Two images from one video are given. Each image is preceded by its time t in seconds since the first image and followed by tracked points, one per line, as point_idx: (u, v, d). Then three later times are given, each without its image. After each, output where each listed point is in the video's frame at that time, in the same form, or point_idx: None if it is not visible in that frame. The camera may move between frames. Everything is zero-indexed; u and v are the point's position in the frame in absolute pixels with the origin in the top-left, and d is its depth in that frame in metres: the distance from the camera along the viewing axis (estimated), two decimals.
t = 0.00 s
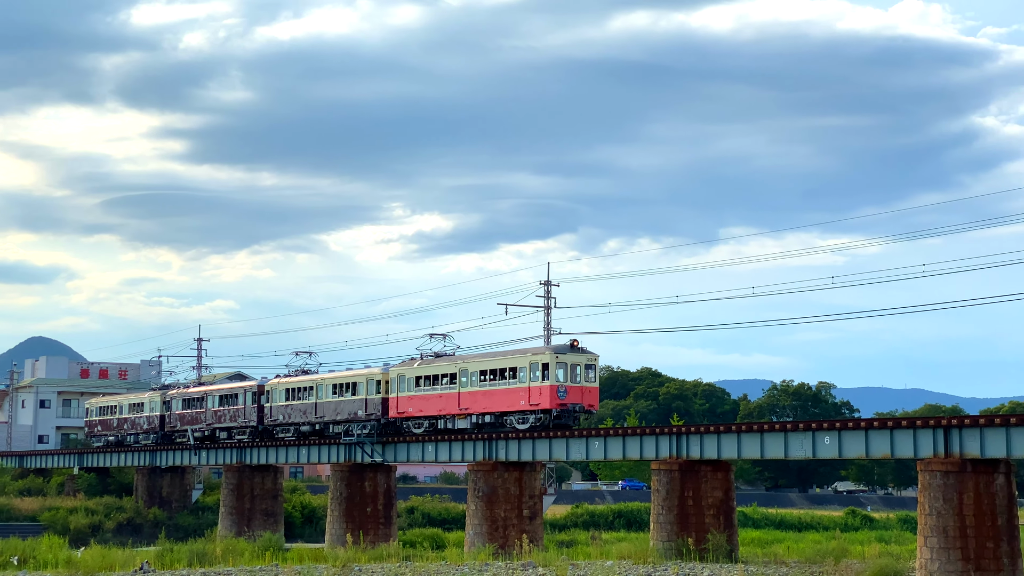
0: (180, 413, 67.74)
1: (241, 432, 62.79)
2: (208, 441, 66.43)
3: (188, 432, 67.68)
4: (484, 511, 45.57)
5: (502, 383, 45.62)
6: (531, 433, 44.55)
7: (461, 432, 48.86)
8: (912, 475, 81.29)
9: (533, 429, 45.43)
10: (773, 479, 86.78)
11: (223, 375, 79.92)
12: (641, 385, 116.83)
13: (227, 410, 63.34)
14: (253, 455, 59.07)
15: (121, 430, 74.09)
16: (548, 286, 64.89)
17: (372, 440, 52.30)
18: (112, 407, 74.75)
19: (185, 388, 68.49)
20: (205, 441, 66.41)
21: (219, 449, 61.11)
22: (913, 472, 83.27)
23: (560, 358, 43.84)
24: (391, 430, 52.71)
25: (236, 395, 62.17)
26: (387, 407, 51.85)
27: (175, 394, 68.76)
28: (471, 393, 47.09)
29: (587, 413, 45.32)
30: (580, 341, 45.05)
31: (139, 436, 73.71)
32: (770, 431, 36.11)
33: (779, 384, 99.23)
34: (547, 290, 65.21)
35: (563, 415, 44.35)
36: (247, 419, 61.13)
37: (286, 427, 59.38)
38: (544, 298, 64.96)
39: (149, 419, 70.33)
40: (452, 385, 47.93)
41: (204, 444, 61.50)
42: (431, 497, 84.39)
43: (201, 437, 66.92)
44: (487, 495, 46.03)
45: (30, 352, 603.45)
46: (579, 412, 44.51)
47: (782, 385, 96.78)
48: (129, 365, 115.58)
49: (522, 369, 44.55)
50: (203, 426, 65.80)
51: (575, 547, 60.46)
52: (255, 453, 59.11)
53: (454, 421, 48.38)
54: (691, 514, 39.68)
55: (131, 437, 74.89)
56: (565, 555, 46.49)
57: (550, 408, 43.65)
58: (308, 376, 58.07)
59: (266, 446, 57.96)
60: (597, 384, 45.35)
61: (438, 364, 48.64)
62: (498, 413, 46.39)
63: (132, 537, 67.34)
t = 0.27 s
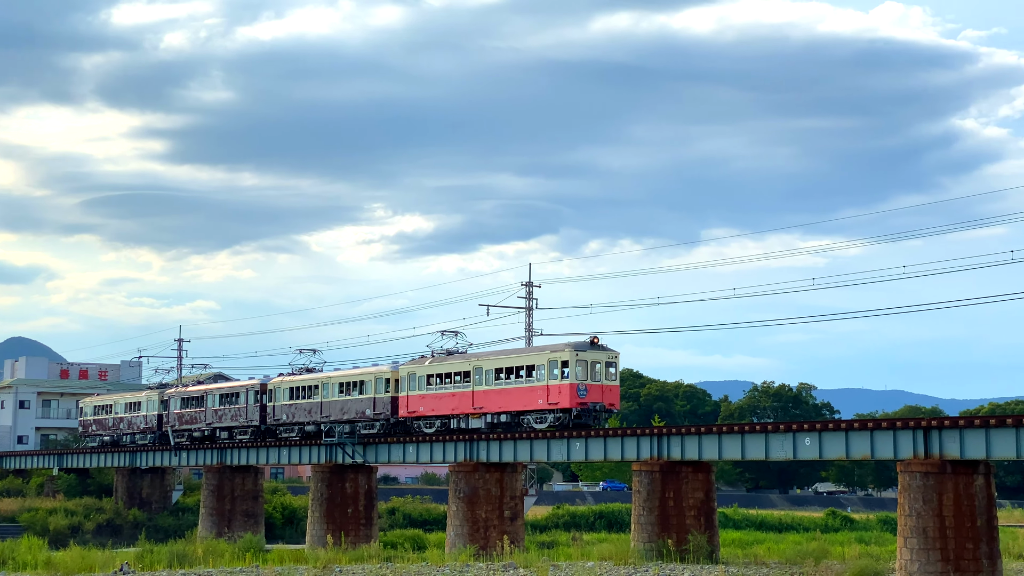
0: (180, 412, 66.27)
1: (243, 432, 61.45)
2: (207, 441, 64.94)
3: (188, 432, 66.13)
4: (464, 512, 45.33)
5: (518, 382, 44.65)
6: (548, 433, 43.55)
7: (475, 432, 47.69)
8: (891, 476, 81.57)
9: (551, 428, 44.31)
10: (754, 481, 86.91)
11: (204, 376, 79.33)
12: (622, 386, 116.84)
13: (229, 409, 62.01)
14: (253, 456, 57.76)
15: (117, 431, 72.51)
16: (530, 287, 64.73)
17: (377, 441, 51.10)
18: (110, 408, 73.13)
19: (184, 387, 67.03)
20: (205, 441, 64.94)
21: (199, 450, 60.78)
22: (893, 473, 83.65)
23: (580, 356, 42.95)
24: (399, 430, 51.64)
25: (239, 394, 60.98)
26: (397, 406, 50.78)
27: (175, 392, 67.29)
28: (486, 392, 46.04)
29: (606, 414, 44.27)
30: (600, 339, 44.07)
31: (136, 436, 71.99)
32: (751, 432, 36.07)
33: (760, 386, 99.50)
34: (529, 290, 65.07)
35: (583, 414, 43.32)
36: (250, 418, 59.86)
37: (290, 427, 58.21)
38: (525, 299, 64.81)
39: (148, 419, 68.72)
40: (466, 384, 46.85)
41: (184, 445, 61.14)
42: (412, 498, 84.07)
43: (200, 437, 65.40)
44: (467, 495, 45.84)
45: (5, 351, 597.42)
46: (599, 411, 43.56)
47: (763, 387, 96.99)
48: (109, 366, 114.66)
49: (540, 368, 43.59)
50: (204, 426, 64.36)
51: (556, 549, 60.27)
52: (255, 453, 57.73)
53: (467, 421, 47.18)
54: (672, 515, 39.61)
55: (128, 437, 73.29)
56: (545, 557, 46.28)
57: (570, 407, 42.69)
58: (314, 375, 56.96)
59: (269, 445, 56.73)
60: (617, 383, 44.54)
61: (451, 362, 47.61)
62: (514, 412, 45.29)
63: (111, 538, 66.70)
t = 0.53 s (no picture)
0: (178, 412, 64.05)
1: (245, 431, 59.34)
2: (208, 441, 62.71)
3: (187, 432, 63.89)
4: (445, 513, 45.16)
5: (537, 380, 42.86)
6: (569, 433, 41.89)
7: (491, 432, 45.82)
8: (871, 478, 81.94)
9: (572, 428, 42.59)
10: (734, 482, 87.08)
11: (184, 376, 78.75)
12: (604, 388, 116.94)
13: (230, 409, 59.81)
14: (258, 456, 55.95)
15: (113, 432, 70.15)
16: (511, 287, 64.59)
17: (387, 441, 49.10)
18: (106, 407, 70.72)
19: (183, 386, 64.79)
20: (205, 442, 62.67)
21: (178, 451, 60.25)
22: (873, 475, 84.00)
23: (603, 353, 41.21)
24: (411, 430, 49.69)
25: (240, 393, 58.86)
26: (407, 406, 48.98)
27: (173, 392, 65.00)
28: (503, 391, 44.18)
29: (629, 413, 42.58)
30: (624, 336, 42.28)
31: (133, 436, 69.62)
32: (731, 434, 36.03)
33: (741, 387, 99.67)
34: (510, 291, 64.95)
35: (606, 413, 41.60)
36: (253, 418, 57.82)
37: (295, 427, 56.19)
38: (506, 300, 64.67)
39: (145, 419, 66.44)
40: (481, 382, 44.98)
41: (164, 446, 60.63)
42: (393, 500, 83.71)
43: (200, 437, 63.15)
44: (448, 497, 45.67)
45: None
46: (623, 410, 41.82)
47: (743, 389, 97.24)
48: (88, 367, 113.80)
49: (560, 366, 41.88)
50: (203, 426, 62.20)
51: (537, 550, 60.19)
52: (259, 454, 55.88)
53: (483, 421, 45.37)
54: (652, 516, 39.57)
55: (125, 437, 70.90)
56: (526, 557, 46.23)
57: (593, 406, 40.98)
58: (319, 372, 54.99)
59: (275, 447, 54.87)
60: (641, 381, 42.68)
61: (465, 360, 45.65)
62: (532, 411, 43.53)
63: (91, 539, 66.12)
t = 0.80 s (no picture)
0: (178, 412, 62.35)
1: (248, 431, 57.69)
2: (208, 442, 60.93)
3: (187, 432, 62.14)
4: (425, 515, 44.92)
5: (558, 379, 41.20)
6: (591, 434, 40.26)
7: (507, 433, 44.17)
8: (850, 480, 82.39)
9: (595, 429, 40.98)
10: (714, 484, 87.30)
11: (164, 377, 78.09)
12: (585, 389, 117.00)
13: (233, 409, 58.17)
14: (262, 457, 54.44)
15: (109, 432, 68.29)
16: (492, 289, 64.50)
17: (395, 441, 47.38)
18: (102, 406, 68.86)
19: (182, 385, 63.10)
20: (206, 442, 60.96)
21: (159, 452, 59.99)
22: (852, 477, 84.40)
23: (628, 351, 39.58)
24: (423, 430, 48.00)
25: (244, 393, 57.26)
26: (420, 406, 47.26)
27: (172, 391, 63.30)
28: (521, 390, 42.49)
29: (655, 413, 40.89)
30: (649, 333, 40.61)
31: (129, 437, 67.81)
32: (711, 437, 36.13)
33: (720, 390, 99.92)
34: (491, 293, 64.83)
35: (630, 412, 39.99)
36: (257, 418, 56.23)
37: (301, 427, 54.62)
38: (487, 302, 64.58)
39: (143, 418, 64.71)
40: (498, 381, 43.27)
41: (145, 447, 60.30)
42: (373, 501, 83.39)
43: (200, 437, 61.40)
44: (428, 499, 45.44)
45: None
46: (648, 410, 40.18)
47: (723, 391, 97.52)
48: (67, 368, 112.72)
49: (582, 364, 40.26)
50: (204, 426, 60.46)
51: (517, 552, 60.11)
52: (263, 454, 54.35)
53: (501, 421, 43.72)
54: (632, 518, 39.51)
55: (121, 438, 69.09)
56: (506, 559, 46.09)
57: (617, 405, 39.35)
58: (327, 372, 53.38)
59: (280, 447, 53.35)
60: (666, 380, 40.97)
61: (483, 358, 43.84)
62: (553, 411, 41.93)
63: (69, 541, 65.44)
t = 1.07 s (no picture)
0: (176, 412, 60.29)
1: (250, 432, 55.68)
2: (208, 443, 58.89)
3: (186, 432, 60.05)
4: (403, 517, 44.61)
5: (579, 378, 39.82)
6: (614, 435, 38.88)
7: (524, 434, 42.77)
8: (827, 482, 82.75)
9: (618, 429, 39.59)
10: (692, 487, 87.41)
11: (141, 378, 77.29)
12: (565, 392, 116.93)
13: (234, 409, 56.19)
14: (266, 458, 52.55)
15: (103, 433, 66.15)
16: (470, 291, 64.30)
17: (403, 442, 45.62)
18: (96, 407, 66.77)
19: (181, 384, 61.05)
20: (205, 443, 58.93)
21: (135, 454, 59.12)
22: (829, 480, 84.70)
23: (653, 349, 38.17)
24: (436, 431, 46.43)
25: (246, 392, 55.33)
26: (432, 406, 45.84)
27: (169, 390, 61.20)
28: (539, 390, 41.16)
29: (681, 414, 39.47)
30: (674, 332, 39.20)
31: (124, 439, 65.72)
32: (689, 439, 35.82)
33: (698, 392, 100.05)
34: (469, 295, 64.60)
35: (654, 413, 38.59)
36: (259, 418, 54.29)
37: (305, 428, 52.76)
38: (466, 304, 64.38)
39: (139, 419, 62.71)
40: (516, 380, 41.96)
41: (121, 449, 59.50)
42: (351, 503, 82.94)
43: (200, 438, 59.19)
44: (406, 501, 45.17)
45: None
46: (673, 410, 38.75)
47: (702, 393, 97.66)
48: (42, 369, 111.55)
49: (604, 363, 38.93)
50: (203, 426, 58.38)
51: (495, 554, 59.95)
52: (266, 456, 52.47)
53: (518, 422, 42.38)
54: (610, 521, 39.28)
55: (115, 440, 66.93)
56: (484, 562, 45.89)
57: (641, 406, 37.99)
58: (332, 370, 51.89)
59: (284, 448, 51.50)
60: (692, 379, 39.55)
61: (497, 357, 42.72)
62: (573, 411, 40.53)
63: (44, 543, 64.65)
